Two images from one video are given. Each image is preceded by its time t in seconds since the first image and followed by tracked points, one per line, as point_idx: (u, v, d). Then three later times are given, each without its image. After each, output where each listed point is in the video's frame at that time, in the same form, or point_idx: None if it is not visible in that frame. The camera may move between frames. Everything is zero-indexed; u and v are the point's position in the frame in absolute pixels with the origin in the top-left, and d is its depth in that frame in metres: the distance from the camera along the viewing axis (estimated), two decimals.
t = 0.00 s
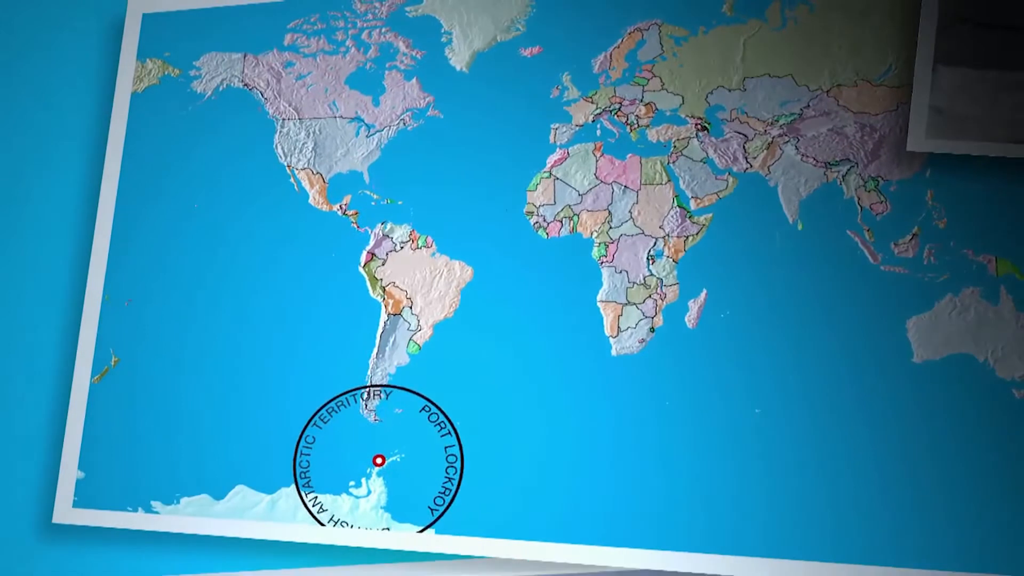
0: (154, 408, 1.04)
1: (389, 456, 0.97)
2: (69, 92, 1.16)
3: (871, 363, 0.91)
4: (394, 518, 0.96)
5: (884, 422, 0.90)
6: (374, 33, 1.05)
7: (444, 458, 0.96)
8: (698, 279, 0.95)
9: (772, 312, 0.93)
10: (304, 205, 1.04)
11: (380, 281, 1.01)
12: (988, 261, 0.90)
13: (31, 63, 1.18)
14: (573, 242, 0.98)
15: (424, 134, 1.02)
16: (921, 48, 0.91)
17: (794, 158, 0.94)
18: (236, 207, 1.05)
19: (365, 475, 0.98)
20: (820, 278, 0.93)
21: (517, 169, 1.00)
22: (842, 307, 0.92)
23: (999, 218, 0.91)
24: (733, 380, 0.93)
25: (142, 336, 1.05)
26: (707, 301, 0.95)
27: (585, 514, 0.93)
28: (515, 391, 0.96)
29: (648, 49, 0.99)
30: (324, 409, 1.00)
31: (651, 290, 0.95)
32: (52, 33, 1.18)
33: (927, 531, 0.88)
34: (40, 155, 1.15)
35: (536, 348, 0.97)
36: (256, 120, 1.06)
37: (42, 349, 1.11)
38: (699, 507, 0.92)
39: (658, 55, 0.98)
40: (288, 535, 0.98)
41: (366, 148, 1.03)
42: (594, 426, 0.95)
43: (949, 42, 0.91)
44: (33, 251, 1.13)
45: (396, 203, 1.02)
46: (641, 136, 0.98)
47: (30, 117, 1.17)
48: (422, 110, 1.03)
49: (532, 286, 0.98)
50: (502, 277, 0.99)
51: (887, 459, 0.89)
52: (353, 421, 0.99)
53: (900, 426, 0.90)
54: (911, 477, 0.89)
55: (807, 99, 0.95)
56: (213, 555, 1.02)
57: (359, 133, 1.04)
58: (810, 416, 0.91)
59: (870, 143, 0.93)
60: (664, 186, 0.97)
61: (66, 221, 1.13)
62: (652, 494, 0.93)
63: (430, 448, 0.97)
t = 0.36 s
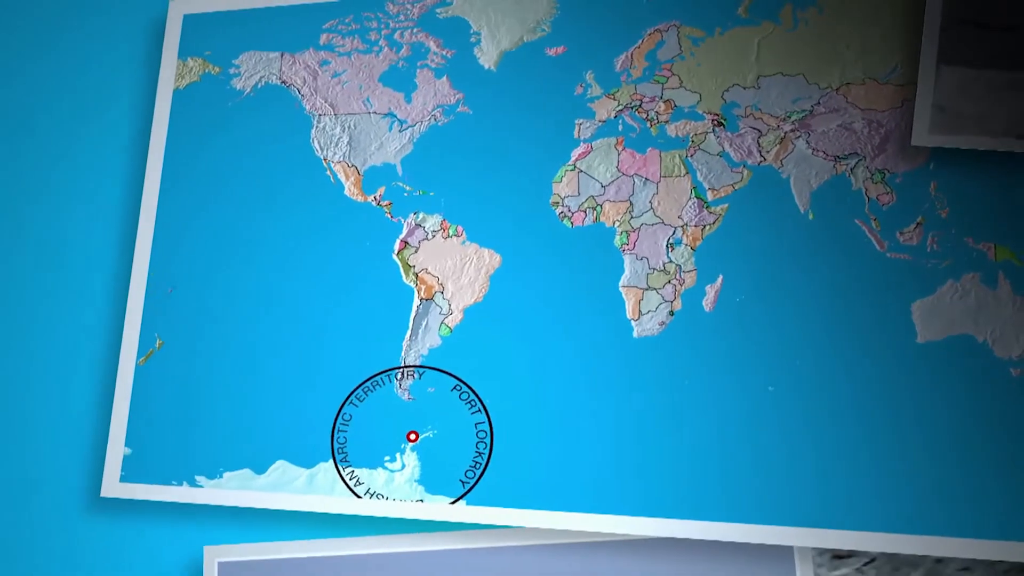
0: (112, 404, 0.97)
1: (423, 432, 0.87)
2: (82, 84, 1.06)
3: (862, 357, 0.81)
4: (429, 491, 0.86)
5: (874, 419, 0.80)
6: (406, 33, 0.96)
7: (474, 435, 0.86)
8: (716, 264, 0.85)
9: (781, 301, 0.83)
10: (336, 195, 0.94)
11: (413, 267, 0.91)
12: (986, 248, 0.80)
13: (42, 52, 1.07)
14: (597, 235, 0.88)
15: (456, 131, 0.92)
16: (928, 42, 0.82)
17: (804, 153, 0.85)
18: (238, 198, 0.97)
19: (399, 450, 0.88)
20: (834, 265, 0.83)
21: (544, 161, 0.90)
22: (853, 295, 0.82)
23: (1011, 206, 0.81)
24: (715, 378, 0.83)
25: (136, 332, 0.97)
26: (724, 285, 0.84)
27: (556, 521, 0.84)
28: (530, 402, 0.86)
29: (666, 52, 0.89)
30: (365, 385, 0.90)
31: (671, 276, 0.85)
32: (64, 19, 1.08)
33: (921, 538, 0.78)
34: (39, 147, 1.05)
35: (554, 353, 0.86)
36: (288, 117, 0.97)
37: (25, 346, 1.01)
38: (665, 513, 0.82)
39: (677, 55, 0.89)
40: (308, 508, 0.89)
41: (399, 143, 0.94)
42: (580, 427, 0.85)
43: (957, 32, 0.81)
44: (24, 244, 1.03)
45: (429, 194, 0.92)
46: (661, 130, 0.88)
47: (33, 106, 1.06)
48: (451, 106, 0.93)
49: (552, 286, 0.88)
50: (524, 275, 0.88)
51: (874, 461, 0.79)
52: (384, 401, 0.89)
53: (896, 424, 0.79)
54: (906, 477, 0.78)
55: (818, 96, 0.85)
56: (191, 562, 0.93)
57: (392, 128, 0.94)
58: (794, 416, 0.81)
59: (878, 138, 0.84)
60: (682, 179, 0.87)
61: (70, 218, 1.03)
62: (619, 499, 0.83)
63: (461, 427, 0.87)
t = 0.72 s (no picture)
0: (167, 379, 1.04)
1: (462, 404, 0.94)
2: (139, 82, 1.13)
3: (855, 348, 0.87)
4: (468, 458, 0.93)
5: (867, 401, 0.86)
6: (443, 33, 1.02)
7: (509, 406, 0.93)
8: (735, 249, 0.91)
9: (792, 283, 0.90)
10: (377, 185, 1.01)
11: (451, 252, 0.97)
12: (986, 234, 0.87)
13: (101, 53, 1.14)
14: (624, 221, 0.94)
15: (491, 125, 0.99)
16: (931, 44, 0.88)
17: (817, 146, 0.91)
18: (285, 188, 1.04)
19: (438, 420, 0.94)
20: (843, 249, 0.89)
21: (574, 152, 0.96)
22: (853, 283, 0.88)
23: (1010, 195, 0.87)
24: (724, 361, 0.90)
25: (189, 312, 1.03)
26: (742, 269, 0.91)
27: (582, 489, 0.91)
28: (560, 376, 0.93)
29: (688, 52, 0.96)
30: (403, 360, 0.96)
31: (693, 260, 0.92)
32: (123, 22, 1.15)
33: (918, 504, 0.84)
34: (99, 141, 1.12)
35: (583, 331, 0.93)
36: (332, 111, 1.04)
37: (89, 327, 1.08)
38: (680, 485, 0.89)
39: (698, 55, 0.95)
40: (354, 475, 0.95)
41: (437, 136, 1.00)
42: (604, 401, 0.91)
43: (958, 34, 0.88)
44: (87, 233, 1.11)
45: (466, 184, 0.98)
46: (684, 125, 0.94)
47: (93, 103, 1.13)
48: (487, 102, 0.99)
49: (581, 269, 0.94)
50: (555, 260, 0.95)
51: (871, 435, 0.85)
52: (425, 376, 0.95)
53: (890, 399, 0.86)
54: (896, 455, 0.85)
55: (830, 93, 0.92)
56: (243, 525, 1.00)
57: (430, 122, 1.00)
58: (795, 395, 0.88)
59: (886, 132, 0.90)
60: (703, 170, 0.93)
61: (130, 209, 1.10)
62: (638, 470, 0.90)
63: (497, 399, 0.93)
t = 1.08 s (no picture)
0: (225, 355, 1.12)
1: (502, 376, 1.02)
2: (204, 85, 1.24)
3: (856, 333, 0.95)
4: (508, 426, 1.01)
5: (865, 384, 0.93)
6: (483, 34, 1.10)
7: (545, 376, 1.01)
8: (755, 233, 0.99)
9: (807, 266, 0.97)
10: (421, 175, 1.09)
11: (491, 236, 1.05)
12: (986, 220, 0.95)
13: (170, 63, 1.26)
14: (651, 208, 1.02)
15: (528, 119, 1.07)
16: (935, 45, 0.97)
17: (831, 139, 0.99)
18: (334, 176, 1.12)
19: (481, 390, 1.02)
20: (855, 234, 0.97)
21: (605, 145, 1.04)
22: (855, 272, 0.96)
23: (1008, 184, 0.95)
24: (736, 344, 0.97)
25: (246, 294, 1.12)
26: (762, 252, 0.99)
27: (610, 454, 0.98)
28: (593, 351, 1.00)
29: (712, 52, 1.04)
30: (447, 337, 1.04)
31: (716, 243, 1.00)
32: (195, 34, 1.26)
33: (919, 465, 0.91)
34: (171, 142, 1.23)
35: (613, 309, 1.01)
36: (378, 106, 1.12)
37: (157, 311, 1.18)
38: (700, 448, 0.96)
39: (721, 55, 1.03)
40: (400, 441, 1.03)
41: (477, 129, 1.08)
42: (625, 379, 0.99)
43: (959, 37, 0.96)
44: (158, 227, 1.21)
45: (505, 173, 1.06)
46: (708, 119, 1.02)
47: (169, 110, 1.24)
48: (524, 97, 1.07)
49: (612, 252, 1.02)
50: (588, 243, 1.03)
51: (873, 402, 0.93)
52: (468, 350, 1.03)
53: (885, 381, 0.93)
54: (890, 433, 0.92)
55: (843, 90, 1.00)
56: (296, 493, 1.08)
57: (471, 116, 1.08)
58: (807, 366, 0.95)
59: (895, 126, 0.98)
60: (726, 160, 1.01)
61: (191, 202, 1.21)
62: (661, 435, 0.97)
63: (534, 372, 1.01)
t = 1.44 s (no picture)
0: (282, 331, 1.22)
1: (541, 348, 1.11)
2: (259, 81, 1.33)
3: (865, 310, 1.04)
4: (547, 394, 1.10)
5: (872, 357, 1.03)
6: (522, 34, 1.19)
7: (582, 349, 1.10)
8: (775, 218, 1.08)
9: (823, 248, 1.06)
10: (465, 164, 1.18)
11: (531, 221, 1.14)
12: (986, 206, 1.04)
13: (227, 60, 1.35)
14: (679, 195, 1.11)
15: (564, 113, 1.16)
16: (942, 48, 1.06)
17: (845, 132, 1.08)
18: (383, 165, 1.21)
19: (522, 362, 1.11)
20: (867, 219, 1.06)
21: (636, 137, 1.13)
22: (865, 254, 1.05)
23: (1007, 173, 1.04)
24: (755, 320, 1.06)
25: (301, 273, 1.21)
26: (781, 235, 1.08)
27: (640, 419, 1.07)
28: (626, 326, 1.10)
29: (735, 53, 1.13)
30: (489, 313, 1.13)
31: (739, 227, 1.09)
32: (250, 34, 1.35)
33: (924, 428, 1.00)
34: (227, 135, 1.33)
35: (644, 288, 1.10)
36: (425, 101, 1.21)
37: (215, 291, 1.28)
38: (724, 414, 1.05)
39: (744, 55, 1.12)
40: (448, 408, 1.12)
41: (518, 122, 1.17)
42: (655, 352, 1.08)
43: (965, 41, 1.06)
44: (217, 213, 1.31)
45: (543, 163, 1.15)
46: (731, 114, 1.11)
47: (227, 106, 1.34)
48: (560, 93, 1.16)
49: (643, 236, 1.11)
50: (621, 228, 1.12)
51: (880, 374, 1.02)
52: (510, 325, 1.12)
53: (891, 355, 1.02)
54: (894, 403, 1.01)
55: (856, 88, 1.09)
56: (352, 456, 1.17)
57: (512, 110, 1.17)
58: (820, 340, 1.04)
59: (903, 121, 1.07)
60: (748, 152, 1.10)
61: (245, 191, 1.30)
62: (688, 402, 1.06)
63: (571, 345, 1.10)
